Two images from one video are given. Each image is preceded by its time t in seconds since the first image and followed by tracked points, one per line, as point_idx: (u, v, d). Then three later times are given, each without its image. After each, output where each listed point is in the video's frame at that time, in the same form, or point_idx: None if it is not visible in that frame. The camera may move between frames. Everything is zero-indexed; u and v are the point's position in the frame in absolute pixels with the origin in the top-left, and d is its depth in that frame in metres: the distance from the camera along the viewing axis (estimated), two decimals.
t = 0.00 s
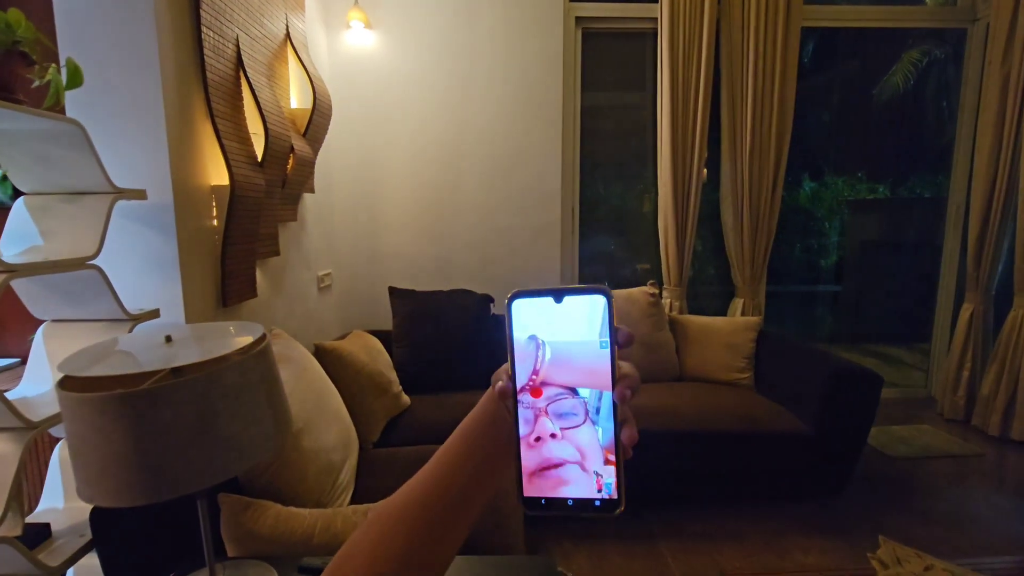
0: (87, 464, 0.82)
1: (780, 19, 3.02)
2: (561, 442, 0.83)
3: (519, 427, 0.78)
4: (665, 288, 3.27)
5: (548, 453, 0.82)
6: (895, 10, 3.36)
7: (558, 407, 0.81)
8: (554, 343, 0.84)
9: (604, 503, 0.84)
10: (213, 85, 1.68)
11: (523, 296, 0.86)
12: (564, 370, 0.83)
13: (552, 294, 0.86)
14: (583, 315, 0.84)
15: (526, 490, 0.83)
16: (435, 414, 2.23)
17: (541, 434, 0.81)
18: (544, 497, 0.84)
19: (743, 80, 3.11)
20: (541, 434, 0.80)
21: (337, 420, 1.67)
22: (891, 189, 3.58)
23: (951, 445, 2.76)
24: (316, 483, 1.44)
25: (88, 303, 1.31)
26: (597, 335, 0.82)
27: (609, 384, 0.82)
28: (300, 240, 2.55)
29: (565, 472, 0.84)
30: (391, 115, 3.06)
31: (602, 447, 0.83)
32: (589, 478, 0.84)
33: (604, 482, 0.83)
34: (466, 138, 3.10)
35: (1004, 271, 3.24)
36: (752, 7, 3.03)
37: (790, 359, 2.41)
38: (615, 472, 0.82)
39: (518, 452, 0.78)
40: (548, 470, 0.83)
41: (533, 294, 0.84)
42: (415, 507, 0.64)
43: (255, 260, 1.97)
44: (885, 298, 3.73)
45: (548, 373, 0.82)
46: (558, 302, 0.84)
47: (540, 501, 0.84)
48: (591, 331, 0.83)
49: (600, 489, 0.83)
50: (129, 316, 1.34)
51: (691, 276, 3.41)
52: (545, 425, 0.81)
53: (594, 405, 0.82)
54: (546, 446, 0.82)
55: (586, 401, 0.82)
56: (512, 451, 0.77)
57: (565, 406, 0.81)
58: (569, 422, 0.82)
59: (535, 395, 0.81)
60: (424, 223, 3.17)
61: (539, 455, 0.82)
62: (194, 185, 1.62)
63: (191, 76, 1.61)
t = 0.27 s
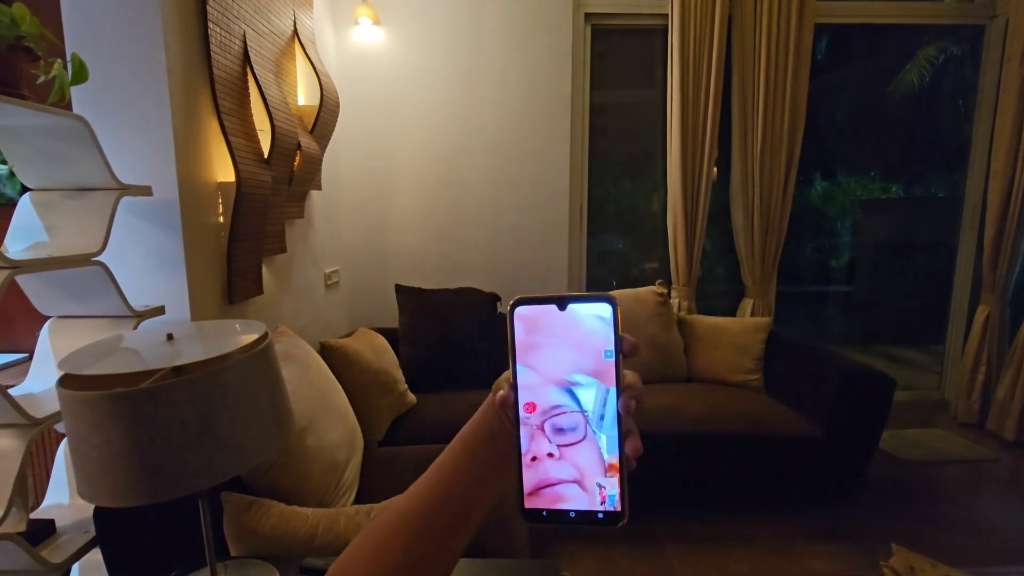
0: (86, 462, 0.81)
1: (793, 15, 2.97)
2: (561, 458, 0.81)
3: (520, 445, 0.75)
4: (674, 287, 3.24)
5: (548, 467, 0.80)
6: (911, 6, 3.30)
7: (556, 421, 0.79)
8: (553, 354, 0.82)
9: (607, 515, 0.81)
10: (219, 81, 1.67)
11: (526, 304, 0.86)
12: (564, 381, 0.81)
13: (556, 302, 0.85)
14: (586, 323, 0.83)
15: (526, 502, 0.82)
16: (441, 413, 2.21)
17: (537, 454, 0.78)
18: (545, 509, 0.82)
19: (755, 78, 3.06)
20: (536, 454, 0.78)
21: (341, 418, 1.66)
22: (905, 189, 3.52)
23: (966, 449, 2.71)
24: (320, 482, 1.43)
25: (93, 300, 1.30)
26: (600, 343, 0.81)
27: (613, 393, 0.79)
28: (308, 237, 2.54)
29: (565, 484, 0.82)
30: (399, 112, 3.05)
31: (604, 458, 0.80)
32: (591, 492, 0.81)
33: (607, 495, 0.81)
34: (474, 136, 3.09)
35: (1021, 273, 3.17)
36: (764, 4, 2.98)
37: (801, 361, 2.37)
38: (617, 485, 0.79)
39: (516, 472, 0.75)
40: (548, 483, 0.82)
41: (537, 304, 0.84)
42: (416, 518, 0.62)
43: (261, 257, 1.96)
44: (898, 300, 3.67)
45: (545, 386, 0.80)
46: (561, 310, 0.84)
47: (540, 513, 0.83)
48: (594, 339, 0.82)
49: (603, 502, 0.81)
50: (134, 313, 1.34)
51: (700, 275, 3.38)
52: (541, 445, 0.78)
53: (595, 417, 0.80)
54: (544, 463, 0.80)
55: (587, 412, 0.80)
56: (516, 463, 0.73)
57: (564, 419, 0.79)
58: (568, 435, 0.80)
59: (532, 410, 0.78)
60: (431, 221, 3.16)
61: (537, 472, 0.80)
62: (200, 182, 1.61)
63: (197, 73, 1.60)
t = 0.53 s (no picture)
0: (86, 459, 0.80)
1: (801, 10, 2.94)
2: (564, 467, 0.80)
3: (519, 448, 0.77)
4: (679, 285, 3.21)
5: (551, 475, 0.79)
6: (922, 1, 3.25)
7: (559, 427, 0.79)
8: (556, 360, 0.82)
9: (615, 528, 0.78)
10: (223, 76, 1.66)
11: (529, 307, 0.84)
12: (567, 387, 0.81)
13: (562, 306, 0.84)
14: (592, 328, 0.83)
15: (530, 513, 0.80)
16: (444, 410, 2.21)
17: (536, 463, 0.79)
18: (549, 520, 0.80)
19: (763, 74, 3.03)
20: (535, 462, 0.79)
21: (344, 415, 1.65)
22: (915, 186, 3.48)
23: (975, 450, 2.67)
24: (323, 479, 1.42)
25: (96, 295, 1.30)
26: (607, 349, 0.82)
27: (618, 401, 0.80)
28: (312, 233, 2.53)
29: (570, 494, 0.80)
30: (403, 109, 3.03)
31: (610, 468, 0.79)
32: (598, 502, 0.79)
33: (615, 506, 0.79)
34: (479, 132, 3.07)
35: None
36: None
37: (807, 360, 2.35)
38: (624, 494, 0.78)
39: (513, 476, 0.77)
40: (552, 492, 0.80)
41: (542, 305, 0.82)
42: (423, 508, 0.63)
43: (265, 253, 1.96)
44: (906, 299, 3.63)
45: (547, 393, 0.80)
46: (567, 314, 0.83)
47: (545, 524, 0.80)
48: (600, 346, 0.82)
49: (610, 514, 0.79)
50: (137, 308, 1.33)
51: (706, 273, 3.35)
52: (541, 453, 0.79)
53: (598, 422, 0.80)
54: (547, 471, 0.79)
55: (590, 419, 0.80)
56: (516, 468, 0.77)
57: (567, 426, 0.79)
58: (572, 442, 0.79)
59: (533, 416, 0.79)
60: (435, 218, 3.15)
61: (538, 481, 0.79)
62: (204, 177, 1.61)
63: (200, 68, 1.59)
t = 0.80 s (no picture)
0: (90, 456, 0.80)
1: (807, 5, 2.91)
2: (563, 460, 0.79)
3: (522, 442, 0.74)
4: (683, 283, 3.20)
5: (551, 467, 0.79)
6: None
7: (560, 418, 0.78)
8: (555, 349, 0.81)
9: (613, 518, 0.79)
10: (226, 72, 1.66)
11: (527, 296, 0.83)
12: (567, 376, 0.81)
13: (560, 295, 0.83)
14: (590, 317, 0.82)
15: (529, 505, 0.79)
16: (447, 407, 2.20)
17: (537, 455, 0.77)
18: (549, 512, 0.80)
19: (768, 69, 3.01)
20: (536, 455, 0.77)
21: (348, 411, 1.65)
22: (922, 183, 3.45)
23: (982, 448, 2.65)
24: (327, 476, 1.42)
25: (99, 292, 1.30)
26: (605, 338, 0.81)
27: (618, 388, 0.79)
28: (315, 230, 2.53)
29: (569, 485, 0.80)
30: (407, 105, 3.03)
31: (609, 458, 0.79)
32: (597, 493, 0.79)
33: (614, 497, 0.79)
34: (482, 129, 3.06)
35: None
36: None
37: (812, 357, 2.33)
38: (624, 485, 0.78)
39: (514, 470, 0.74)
40: (552, 483, 0.79)
41: (540, 295, 0.82)
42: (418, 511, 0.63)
43: (268, 249, 1.96)
44: (912, 296, 3.61)
45: (547, 382, 0.79)
46: (565, 303, 0.82)
47: (544, 516, 0.80)
48: (600, 335, 0.81)
49: (609, 504, 0.79)
50: (140, 305, 1.34)
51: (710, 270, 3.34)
52: (542, 446, 0.77)
53: (599, 410, 0.79)
54: (546, 464, 0.78)
55: (592, 407, 0.79)
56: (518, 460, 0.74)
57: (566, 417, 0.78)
58: (572, 433, 0.78)
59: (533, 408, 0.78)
60: (438, 215, 3.14)
61: (537, 474, 0.78)
62: (207, 174, 1.61)
63: (203, 64, 1.59)
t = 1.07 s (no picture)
0: (97, 454, 0.81)
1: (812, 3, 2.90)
2: (579, 450, 0.80)
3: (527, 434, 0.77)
4: (687, 282, 3.19)
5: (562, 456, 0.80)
6: None
7: (577, 409, 0.79)
8: (572, 339, 0.81)
9: (611, 504, 0.80)
10: (231, 72, 1.67)
11: (525, 290, 0.84)
12: (583, 366, 0.80)
13: (557, 289, 0.84)
14: (592, 310, 0.82)
15: (530, 492, 0.80)
16: (451, 407, 2.21)
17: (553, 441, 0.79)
18: (549, 500, 0.81)
19: (773, 68, 2.99)
20: (551, 444, 0.79)
21: (352, 410, 1.66)
22: (928, 182, 3.43)
23: (988, 449, 2.64)
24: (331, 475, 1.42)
25: (106, 291, 1.31)
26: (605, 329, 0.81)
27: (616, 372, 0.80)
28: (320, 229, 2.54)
29: (581, 474, 0.81)
30: (411, 105, 3.03)
31: (610, 450, 0.79)
32: (598, 481, 0.80)
33: (612, 485, 0.80)
34: (486, 129, 3.06)
35: None
36: None
37: (818, 357, 2.32)
38: (622, 474, 0.79)
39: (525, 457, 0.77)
40: (561, 473, 0.80)
41: (542, 288, 0.83)
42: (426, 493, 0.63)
43: (273, 249, 1.97)
44: (918, 296, 3.59)
45: (562, 371, 0.79)
46: (562, 297, 0.83)
47: (545, 504, 0.81)
48: (603, 325, 0.81)
49: (607, 492, 0.80)
50: (147, 304, 1.34)
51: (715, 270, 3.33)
52: (560, 433, 0.79)
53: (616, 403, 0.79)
54: (562, 451, 0.80)
55: (608, 398, 0.79)
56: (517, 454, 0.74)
57: (581, 409, 0.78)
58: (587, 424, 0.79)
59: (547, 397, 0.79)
60: (442, 214, 3.15)
61: (551, 462, 0.80)
62: (213, 174, 1.62)
63: (209, 65, 1.60)
